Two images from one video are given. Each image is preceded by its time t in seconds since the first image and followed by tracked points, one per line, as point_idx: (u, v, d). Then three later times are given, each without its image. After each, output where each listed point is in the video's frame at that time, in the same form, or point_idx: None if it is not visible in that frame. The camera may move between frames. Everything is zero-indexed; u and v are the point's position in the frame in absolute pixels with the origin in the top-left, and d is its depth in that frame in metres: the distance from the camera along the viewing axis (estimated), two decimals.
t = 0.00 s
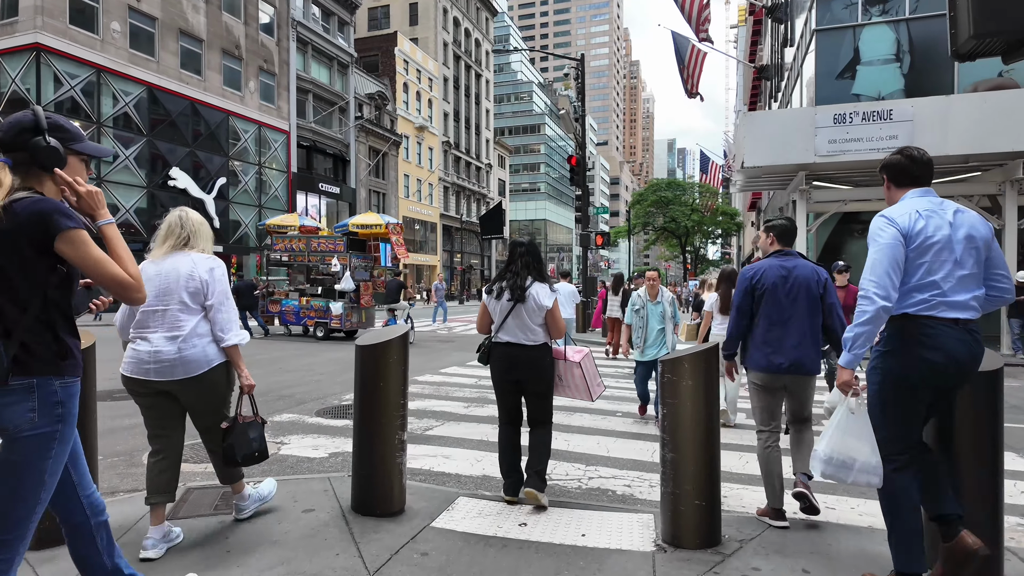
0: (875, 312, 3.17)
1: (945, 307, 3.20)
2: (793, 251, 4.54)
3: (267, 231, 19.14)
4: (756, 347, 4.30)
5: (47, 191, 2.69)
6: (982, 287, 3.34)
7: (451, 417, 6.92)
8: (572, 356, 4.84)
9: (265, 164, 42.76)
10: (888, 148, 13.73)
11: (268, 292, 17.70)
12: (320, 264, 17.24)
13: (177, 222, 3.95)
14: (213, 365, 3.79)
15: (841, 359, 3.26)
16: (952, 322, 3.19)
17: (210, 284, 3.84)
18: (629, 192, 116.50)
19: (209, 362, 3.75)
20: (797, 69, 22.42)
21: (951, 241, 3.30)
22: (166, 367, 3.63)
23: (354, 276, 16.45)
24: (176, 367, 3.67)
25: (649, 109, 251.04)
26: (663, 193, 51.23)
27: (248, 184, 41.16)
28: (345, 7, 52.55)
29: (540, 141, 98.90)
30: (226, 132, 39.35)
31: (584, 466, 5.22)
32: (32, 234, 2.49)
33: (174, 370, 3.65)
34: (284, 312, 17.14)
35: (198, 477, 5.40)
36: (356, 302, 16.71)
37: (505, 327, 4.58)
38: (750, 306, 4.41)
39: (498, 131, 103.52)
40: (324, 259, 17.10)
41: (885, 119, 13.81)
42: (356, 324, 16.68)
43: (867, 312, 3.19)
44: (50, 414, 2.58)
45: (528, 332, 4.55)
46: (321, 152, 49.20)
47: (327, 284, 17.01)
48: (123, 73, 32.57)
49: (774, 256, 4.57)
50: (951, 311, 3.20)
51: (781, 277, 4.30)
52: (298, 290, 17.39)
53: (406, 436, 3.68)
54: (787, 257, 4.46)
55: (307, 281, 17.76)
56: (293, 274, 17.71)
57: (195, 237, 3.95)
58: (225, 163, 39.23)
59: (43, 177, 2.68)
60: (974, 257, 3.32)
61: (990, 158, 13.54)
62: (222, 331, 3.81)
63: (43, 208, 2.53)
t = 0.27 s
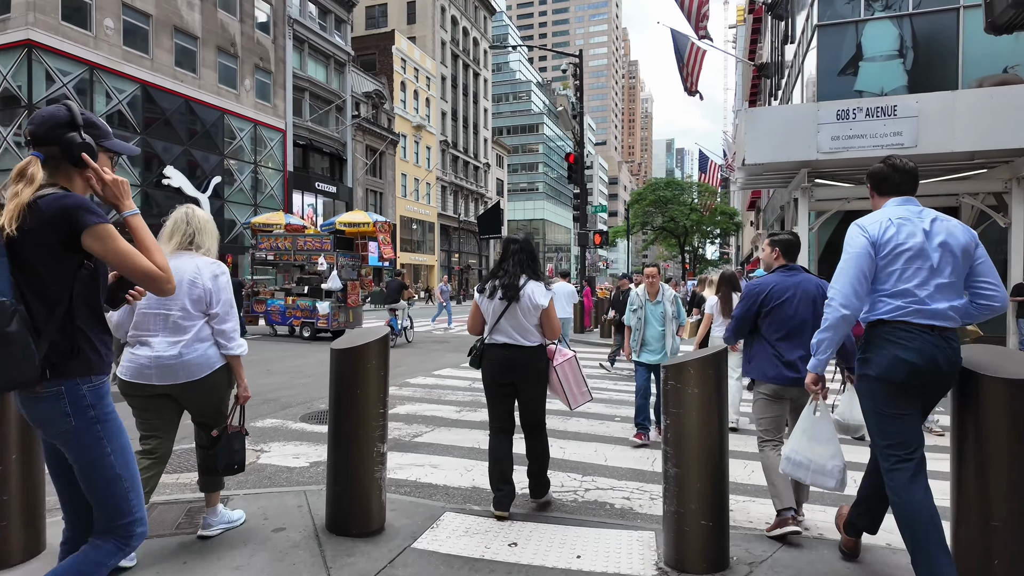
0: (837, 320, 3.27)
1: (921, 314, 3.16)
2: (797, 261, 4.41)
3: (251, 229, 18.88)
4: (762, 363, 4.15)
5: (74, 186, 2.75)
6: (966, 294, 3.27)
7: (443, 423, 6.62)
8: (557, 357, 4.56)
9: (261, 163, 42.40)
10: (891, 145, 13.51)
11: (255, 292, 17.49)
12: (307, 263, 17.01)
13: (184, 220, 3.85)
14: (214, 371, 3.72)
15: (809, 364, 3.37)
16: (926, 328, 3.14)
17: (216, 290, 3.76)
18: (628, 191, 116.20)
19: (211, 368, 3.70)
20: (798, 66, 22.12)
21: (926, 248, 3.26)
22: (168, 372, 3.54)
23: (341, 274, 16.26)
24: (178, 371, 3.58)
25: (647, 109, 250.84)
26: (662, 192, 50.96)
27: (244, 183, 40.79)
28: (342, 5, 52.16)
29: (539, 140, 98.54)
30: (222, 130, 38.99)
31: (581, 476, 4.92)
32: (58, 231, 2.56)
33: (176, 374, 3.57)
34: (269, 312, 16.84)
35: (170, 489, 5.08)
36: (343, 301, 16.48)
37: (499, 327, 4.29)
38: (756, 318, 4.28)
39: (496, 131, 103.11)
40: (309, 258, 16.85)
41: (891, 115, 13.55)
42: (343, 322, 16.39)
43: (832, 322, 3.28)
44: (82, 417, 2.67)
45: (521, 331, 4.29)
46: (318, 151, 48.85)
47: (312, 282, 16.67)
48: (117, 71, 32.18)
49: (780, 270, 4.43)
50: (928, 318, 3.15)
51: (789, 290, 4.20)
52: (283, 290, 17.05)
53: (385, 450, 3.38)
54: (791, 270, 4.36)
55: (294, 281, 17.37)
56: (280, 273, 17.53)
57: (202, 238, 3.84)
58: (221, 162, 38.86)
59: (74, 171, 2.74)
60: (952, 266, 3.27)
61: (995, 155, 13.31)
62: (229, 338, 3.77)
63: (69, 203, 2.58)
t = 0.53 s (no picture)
0: (798, 323, 3.62)
1: (870, 321, 3.45)
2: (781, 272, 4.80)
3: (223, 229, 18.41)
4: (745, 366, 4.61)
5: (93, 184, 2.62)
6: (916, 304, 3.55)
7: (420, 430, 6.34)
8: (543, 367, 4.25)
9: (245, 162, 41.76)
10: (878, 145, 13.48)
11: (228, 293, 17.09)
12: (280, 263, 16.65)
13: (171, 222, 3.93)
14: (192, 369, 3.77)
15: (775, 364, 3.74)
16: (866, 333, 3.44)
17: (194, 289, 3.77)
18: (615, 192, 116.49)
19: (188, 367, 3.74)
20: (785, 66, 22.06)
21: (878, 258, 3.56)
22: (143, 370, 3.59)
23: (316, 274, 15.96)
24: (156, 370, 3.64)
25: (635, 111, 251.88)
26: (649, 193, 50.96)
27: (226, 182, 40.15)
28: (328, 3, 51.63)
29: (526, 141, 98.37)
30: (204, 128, 38.34)
31: (563, 487, 4.67)
32: (65, 230, 2.39)
33: (154, 373, 3.63)
34: (242, 313, 16.50)
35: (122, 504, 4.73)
36: (318, 302, 16.19)
37: (489, 345, 4.03)
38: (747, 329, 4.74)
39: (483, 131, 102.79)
40: (284, 258, 16.49)
41: (877, 114, 13.53)
42: (318, 323, 16.09)
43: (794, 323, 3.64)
44: (101, 414, 2.51)
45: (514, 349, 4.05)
46: (302, 150, 48.28)
47: (287, 283, 16.34)
48: (95, 67, 31.47)
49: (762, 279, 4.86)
50: (877, 324, 3.44)
51: (772, 300, 4.64)
52: (257, 291, 16.73)
53: (348, 466, 3.14)
54: (775, 280, 4.75)
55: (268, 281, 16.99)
56: (253, 273, 17.17)
57: (183, 237, 3.88)
58: (203, 161, 38.19)
59: (103, 169, 2.64)
60: (905, 275, 3.55)
61: (982, 155, 13.28)
62: (208, 337, 3.83)
63: (76, 204, 2.40)
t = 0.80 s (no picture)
0: (760, 311, 3.87)
1: (821, 305, 3.67)
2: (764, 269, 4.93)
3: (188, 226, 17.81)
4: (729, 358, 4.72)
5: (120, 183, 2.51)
6: (873, 291, 3.70)
7: (391, 436, 6.03)
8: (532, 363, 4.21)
9: (222, 160, 40.93)
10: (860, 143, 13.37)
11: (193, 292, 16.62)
12: (246, 261, 16.27)
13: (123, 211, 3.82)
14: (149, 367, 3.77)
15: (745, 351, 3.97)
16: (820, 317, 3.65)
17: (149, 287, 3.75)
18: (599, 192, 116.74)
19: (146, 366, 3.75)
20: (767, 65, 22.03)
21: (832, 247, 3.77)
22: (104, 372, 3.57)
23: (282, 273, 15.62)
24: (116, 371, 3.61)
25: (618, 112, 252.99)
26: (632, 193, 51.00)
27: (203, 180, 39.29)
28: None
29: (509, 141, 98.13)
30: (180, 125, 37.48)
31: (538, 496, 4.41)
32: (98, 231, 2.25)
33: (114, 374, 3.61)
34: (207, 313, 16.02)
35: (60, 520, 4.36)
36: (286, 302, 15.88)
37: (463, 342, 3.74)
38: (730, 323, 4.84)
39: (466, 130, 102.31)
40: (251, 256, 16.09)
41: (859, 113, 13.45)
42: (286, 324, 15.76)
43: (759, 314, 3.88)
44: (140, 413, 2.37)
45: (489, 343, 3.75)
46: (281, 148, 47.52)
47: (254, 282, 15.87)
48: (65, 60, 30.54)
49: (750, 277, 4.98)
50: (825, 310, 3.65)
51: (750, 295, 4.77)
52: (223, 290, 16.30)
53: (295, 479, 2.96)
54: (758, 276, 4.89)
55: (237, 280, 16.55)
56: (217, 272, 16.71)
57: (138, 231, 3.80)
58: (178, 158, 37.30)
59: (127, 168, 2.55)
60: (861, 262, 3.71)
61: (962, 154, 13.26)
62: (165, 335, 3.81)
63: (111, 203, 2.27)
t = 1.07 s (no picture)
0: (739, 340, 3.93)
1: (794, 336, 3.74)
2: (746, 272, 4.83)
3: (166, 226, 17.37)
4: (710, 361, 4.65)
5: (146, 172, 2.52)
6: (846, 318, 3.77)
7: (370, 443, 5.77)
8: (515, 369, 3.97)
9: (209, 158, 40.34)
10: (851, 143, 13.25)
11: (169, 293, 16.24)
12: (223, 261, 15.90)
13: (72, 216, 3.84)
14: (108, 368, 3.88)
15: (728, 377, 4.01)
16: (797, 347, 3.72)
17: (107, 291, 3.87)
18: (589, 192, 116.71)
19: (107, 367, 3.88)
20: (757, 64, 21.90)
21: (803, 279, 3.82)
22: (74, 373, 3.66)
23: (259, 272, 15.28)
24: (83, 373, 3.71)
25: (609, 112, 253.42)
26: (622, 193, 50.94)
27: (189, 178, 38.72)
28: None
29: (500, 140, 97.86)
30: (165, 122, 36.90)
31: (524, 510, 4.18)
32: (145, 230, 2.25)
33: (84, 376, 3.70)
34: (184, 313, 15.65)
35: (9, 540, 4.06)
36: (263, 302, 15.53)
37: (439, 345, 3.51)
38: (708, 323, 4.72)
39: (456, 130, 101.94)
40: (227, 256, 15.70)
41: (851, 112, 13.32)
42: (264, 324, 15.47)
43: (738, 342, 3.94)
44: (153, 418, 2.31)
45: (468, 347, 3.54)
46: (269, 146, 47.01)
47: (231, 282, 15.50)
48: (46, 56, 29.92)
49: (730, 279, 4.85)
50: (799, 337, 3.73)
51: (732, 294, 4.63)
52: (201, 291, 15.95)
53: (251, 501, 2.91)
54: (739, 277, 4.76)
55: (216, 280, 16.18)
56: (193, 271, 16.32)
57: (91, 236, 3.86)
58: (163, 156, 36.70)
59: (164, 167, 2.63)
60: (832, 291, 3.77)
61: (954, 154, 13.17)
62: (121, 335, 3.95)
63: (156, 201, 2.29)
